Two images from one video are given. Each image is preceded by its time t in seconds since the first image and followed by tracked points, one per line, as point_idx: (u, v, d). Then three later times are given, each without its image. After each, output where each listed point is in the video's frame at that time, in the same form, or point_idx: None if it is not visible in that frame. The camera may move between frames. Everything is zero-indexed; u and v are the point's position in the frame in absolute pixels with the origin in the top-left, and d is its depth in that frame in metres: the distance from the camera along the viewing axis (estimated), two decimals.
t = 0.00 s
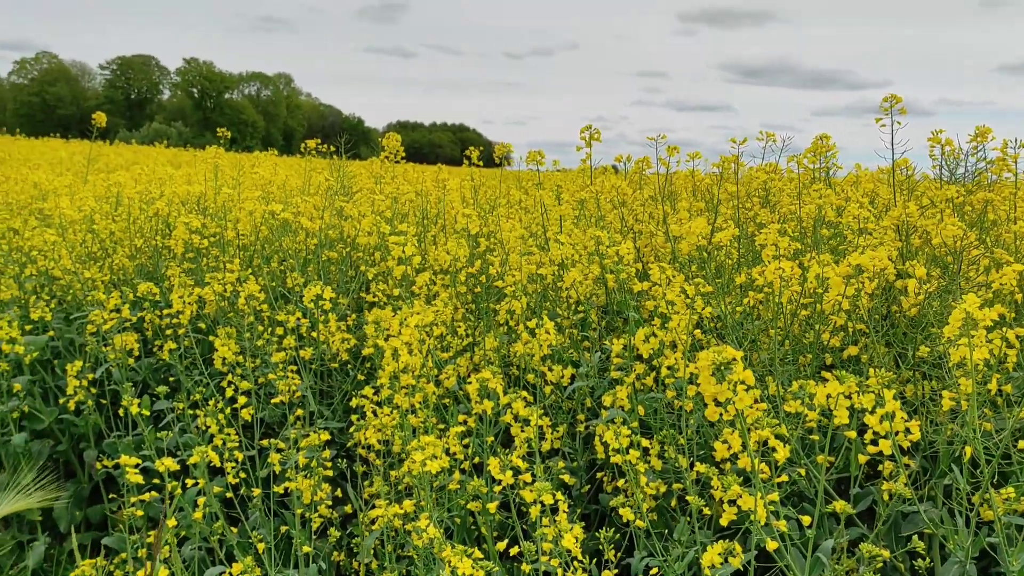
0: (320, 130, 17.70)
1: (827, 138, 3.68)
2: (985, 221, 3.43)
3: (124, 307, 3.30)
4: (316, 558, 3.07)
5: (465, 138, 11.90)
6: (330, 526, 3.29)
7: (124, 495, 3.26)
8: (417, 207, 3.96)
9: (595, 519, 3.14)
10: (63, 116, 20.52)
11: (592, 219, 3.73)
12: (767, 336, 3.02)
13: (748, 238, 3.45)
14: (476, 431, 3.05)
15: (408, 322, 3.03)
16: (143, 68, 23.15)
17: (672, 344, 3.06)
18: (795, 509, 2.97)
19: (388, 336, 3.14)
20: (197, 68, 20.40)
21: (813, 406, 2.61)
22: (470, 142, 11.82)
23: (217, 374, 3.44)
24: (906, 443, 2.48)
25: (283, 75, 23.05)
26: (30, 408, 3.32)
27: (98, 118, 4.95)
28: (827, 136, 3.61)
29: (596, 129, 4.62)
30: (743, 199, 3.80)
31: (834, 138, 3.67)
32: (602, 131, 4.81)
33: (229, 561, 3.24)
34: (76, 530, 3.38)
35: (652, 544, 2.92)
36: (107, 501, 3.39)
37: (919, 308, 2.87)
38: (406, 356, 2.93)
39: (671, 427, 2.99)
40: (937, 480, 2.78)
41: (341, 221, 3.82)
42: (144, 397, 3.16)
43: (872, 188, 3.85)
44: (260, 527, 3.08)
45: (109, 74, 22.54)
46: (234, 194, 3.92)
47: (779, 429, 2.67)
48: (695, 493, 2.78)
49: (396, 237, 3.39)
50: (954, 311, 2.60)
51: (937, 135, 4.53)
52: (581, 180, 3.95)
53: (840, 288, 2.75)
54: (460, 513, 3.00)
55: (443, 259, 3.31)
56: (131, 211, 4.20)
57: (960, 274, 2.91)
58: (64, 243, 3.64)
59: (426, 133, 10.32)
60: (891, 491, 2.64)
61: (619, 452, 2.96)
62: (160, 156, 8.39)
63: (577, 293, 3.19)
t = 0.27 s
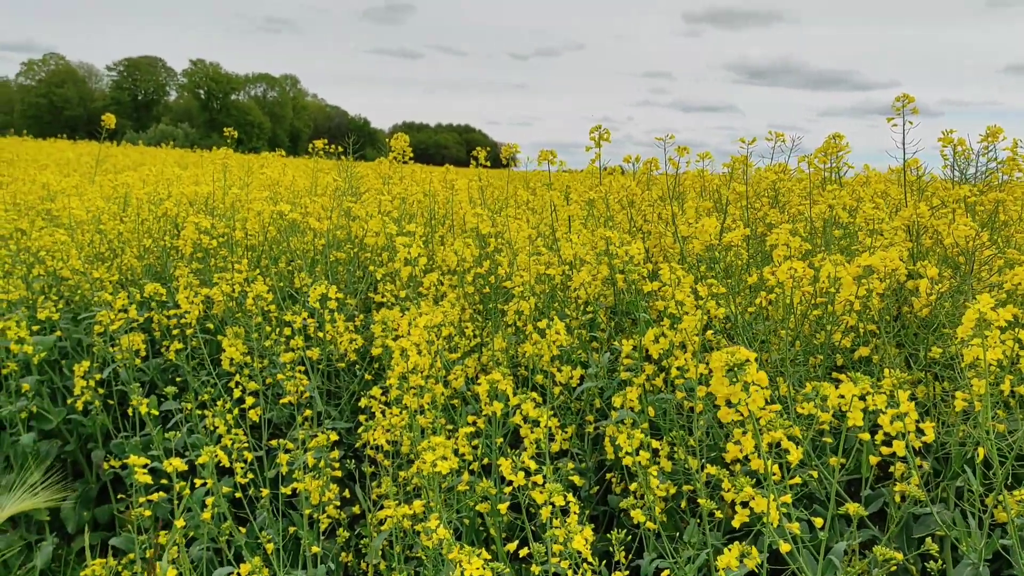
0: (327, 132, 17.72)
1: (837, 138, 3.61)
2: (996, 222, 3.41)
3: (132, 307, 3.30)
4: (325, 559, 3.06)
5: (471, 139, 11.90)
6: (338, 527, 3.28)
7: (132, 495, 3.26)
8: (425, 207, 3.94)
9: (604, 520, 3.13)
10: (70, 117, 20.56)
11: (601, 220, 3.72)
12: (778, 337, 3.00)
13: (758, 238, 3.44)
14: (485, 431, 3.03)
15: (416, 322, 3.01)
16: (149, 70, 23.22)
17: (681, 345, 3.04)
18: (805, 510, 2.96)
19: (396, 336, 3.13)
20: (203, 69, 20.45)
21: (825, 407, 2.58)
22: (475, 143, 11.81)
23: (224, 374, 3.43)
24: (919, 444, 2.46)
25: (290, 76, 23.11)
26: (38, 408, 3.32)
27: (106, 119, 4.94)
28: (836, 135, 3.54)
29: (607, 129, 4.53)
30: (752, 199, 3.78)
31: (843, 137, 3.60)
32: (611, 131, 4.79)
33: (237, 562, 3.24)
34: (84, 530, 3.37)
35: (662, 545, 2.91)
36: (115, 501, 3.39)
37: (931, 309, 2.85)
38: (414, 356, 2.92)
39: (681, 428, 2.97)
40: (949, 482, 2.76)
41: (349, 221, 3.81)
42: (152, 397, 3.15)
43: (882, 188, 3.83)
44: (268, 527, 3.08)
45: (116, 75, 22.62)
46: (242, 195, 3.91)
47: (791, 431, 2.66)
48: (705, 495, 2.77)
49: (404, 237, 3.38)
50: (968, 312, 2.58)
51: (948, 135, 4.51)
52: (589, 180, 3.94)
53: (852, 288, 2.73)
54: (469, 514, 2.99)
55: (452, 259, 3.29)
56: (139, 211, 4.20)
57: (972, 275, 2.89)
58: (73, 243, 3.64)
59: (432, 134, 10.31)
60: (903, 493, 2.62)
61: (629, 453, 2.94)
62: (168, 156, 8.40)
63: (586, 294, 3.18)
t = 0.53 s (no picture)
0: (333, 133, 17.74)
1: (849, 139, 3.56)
2: (1009, 222, 3.39)
3: (142, 308, 3.30)
4: (335, 560, 3.06)
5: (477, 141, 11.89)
6: (348, 528, 3.27)
7: (142, 496, 3.26)
8: (434, 208, 3.94)
9: (615, 521, 3.13)
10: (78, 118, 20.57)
11: (611, 221, 3.71)
12: (789, 338, 2.99)
13: (769, 239, 3.43)
14: (496, 432, 3.02)
15: (426, 324, 3.00)
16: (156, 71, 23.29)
17: (693, 346, 3.03)
18: (817, 512, 2.95)
19: (406, 337, 3.12)
20: (210, 71, 20.51)
21: (838, 408, 2.57)
22: (481, 144, 11.81)
23: (234, 375, 3.43)
24: (934, 446, 2.44)
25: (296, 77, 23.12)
26: (48, 409, 3.32)
27: (115, 120, 4.95)
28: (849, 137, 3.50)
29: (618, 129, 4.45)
30: (763, 200, 3.77)
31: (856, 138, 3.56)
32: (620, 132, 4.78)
33: (247, 563, 3.24)
34: (94, 531, 3.38)
35: (673, 547, 2.91)
36: (125, 501, 3.39)
37: (944, 310, 2.84)
38: (425, 357, 2.91)
39: (692, 429, 2.96)
40: (963, 484, 2.75)
41: (358, 222, 3.81)
42: (162, 398, 3.15)
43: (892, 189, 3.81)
44: (278, 529, 3.07)
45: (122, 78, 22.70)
46: (251, 196, 3.92)
47: (804, 432, 2.64)
48: (718, 496, 2.76)
49: (414, 238, 3.37)
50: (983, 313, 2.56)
51: (958, 135, 4.49)
52: (599, 181, 3.93)
53: (865, 289, 2.72)
54: (480, 516, 2.99)
55: (462, 260, 3.29)
56: (148, 212, 4.21)
57: (986, 276, 2.88)
58: (82, 244, 3.65)
59: (438, 136, 10.31)
60: (917, 494, 2.61)
61: (640, 455, 2.93)
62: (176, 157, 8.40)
63: (596, 295, 3.17)
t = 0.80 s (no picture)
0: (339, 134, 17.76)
1: (861, 140, 3.52)
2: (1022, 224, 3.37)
3: (151, 310, 3.30)
4: (345, 563, 3.05)
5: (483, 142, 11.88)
6: (358, 530, 3.26)
7: (152, 497, 3.26)
8: (442, 209, 3.93)
9: (625, 524, 3.12)
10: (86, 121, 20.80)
11: (620, 222, 3.69)
12: (801, 340, 2.98)
13: (780, 241, 3.42)
14: (506, 435, 3.01)
15: (436, 325, 2.99)
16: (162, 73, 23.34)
17: (704, 348, 3.02)
18: (830, 515, 2.94)
19: (416, 339, 3.11)
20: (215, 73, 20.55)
21: (852, 410, 2.56)
22: (487, 145, 11.80)
23: (243, 377, 3.42)
24: (950, 449, 2.42)
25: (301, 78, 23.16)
26: (58, 411, 3.32)
27: (124, 121, 4.95)
28: (861, 139, 3.46)
29: (629, 130, 4.41)
30: (773, 201, 3.76)
31: (868, 140, 3.52)
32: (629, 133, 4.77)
33: (257, 565, 3.23)
34: (103, 533, 3.38)
35: (685, 549, 2.90)
36: (134, 503, 3.39)
37: (958, 312, 2.82)
38: (435, 359, 2.90)
39: (704, 432, 2.95)
40: (978, 487, 2.73)
41: (367, 224, 3.80)
42: (172, 400, 3.14)
43: (904, 190, 3.79)
44: (288, 531, 3.07)
45: (129, 79, 22.76)
46: (260, 197, 3.92)
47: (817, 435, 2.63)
48: (730, 499, 2.75)
49: (424, 240, 3.37)
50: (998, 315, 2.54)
51: (970, 136, 4.46)
52: (608, 182, 3.92)
53: (878, 291, 2.70)
54: (490, 518, 2.98)
55: (472, 261, 3.27)
56: (156, 214, 4.21)
57: (1000, 278, 2.86)
58: (92, 245, 3.66)
59: (444, 137, 10.30)
60: (931, 498, 2.59)
61: (652, 457, 2.92)
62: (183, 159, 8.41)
63: (607, 296, 3.15)
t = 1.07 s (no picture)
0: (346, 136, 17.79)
1: (872, 141, 3.49)
2: None
3: (162, 311, 3.30)
4: (355, 564, 3.05)
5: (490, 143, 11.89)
6: (369, 531, 3.26)
7: (162, 498, 3.27)
8: (451, 210, 3.93)
9: (636, 526, 3.11)
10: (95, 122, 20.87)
11: (631, 223, 3.68)
12: (813, 341, 2.96)
13: (791, 242, 3.40)
14: (517, 436, 3.00)
15: (446, 327, 2.99)
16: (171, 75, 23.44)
17: (715, 349, 3.01)
18: (842, 517, 2.93)
19: (426, 340, 3.11)
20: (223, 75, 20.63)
21: (865, 412, 2.54)
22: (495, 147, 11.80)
23: (253, 378, 3.43)
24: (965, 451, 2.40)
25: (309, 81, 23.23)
26: (69, 411, 3.33)
27: (134, 123, 4.96)
28: (872, 139, 3.44)
29: (639, 131, 4.40)
30: (784, 202, 3.75)
31: (880, 140, 3.48)
32: (638, 134, 4.76)
33: (267, 566, 3.24)
34: (114, 533, 3.39)
35: (696, 551, 2.89)
36: (145, 503, 3.40)
37: (971, 314, 2.80)
38: (445, 360, 2.89)
39: (715, 433, 2.94)
40: (992, 490, 2.71)
41: (376, 225, 3.79)
42: (182, 401, 3.14)
43: (915, 191, 3.78)
44: (299, 532, 3.07)
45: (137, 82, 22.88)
46: (270, 199, 3.92)
47: (830, 437, 2.62)
48: (741, 501, 2.74)
49: (433, 241, 3.36)
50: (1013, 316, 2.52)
51: (981, 137, 4.44)
52: (618, 183, 3.91)
53: (891, 293, 2.68)
54: (501, 519, 2.97)
55: (482, 262, 3.26)
56: (166, 215, 4.22)
57: (1014, 279, 2.84)
58: (102, 247, 3.67)
59: (451, 139, 10.31)
60: (945, 500, 2.57)
61: (663, 458, 2.92)
62: (192, 161, 8.43)
63: (617, 297, 3.15)
